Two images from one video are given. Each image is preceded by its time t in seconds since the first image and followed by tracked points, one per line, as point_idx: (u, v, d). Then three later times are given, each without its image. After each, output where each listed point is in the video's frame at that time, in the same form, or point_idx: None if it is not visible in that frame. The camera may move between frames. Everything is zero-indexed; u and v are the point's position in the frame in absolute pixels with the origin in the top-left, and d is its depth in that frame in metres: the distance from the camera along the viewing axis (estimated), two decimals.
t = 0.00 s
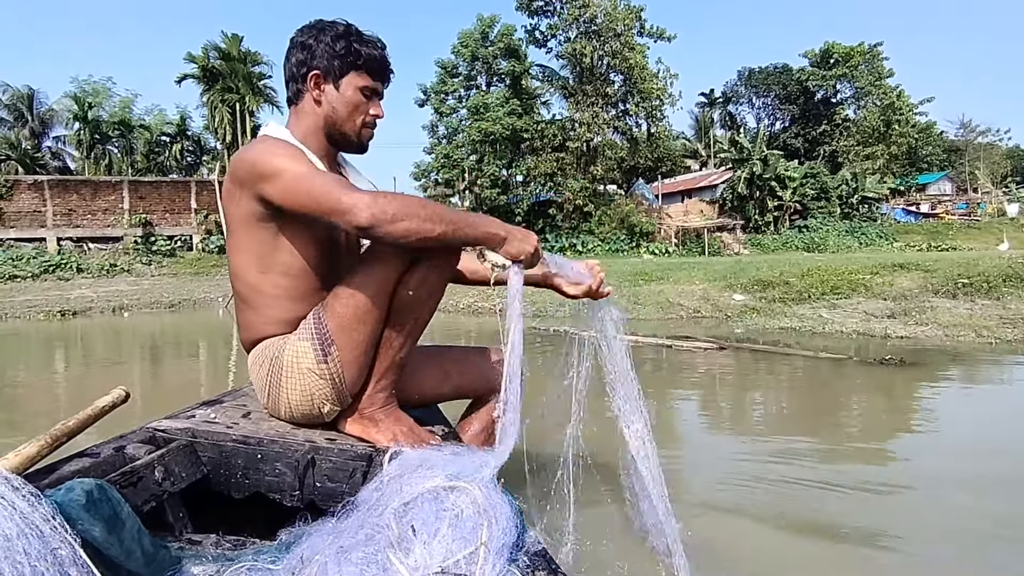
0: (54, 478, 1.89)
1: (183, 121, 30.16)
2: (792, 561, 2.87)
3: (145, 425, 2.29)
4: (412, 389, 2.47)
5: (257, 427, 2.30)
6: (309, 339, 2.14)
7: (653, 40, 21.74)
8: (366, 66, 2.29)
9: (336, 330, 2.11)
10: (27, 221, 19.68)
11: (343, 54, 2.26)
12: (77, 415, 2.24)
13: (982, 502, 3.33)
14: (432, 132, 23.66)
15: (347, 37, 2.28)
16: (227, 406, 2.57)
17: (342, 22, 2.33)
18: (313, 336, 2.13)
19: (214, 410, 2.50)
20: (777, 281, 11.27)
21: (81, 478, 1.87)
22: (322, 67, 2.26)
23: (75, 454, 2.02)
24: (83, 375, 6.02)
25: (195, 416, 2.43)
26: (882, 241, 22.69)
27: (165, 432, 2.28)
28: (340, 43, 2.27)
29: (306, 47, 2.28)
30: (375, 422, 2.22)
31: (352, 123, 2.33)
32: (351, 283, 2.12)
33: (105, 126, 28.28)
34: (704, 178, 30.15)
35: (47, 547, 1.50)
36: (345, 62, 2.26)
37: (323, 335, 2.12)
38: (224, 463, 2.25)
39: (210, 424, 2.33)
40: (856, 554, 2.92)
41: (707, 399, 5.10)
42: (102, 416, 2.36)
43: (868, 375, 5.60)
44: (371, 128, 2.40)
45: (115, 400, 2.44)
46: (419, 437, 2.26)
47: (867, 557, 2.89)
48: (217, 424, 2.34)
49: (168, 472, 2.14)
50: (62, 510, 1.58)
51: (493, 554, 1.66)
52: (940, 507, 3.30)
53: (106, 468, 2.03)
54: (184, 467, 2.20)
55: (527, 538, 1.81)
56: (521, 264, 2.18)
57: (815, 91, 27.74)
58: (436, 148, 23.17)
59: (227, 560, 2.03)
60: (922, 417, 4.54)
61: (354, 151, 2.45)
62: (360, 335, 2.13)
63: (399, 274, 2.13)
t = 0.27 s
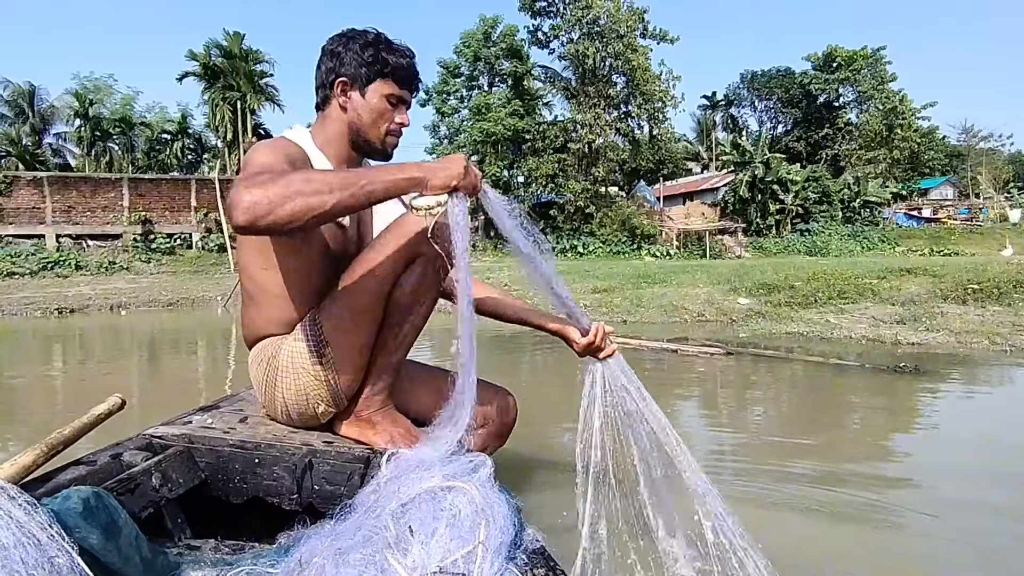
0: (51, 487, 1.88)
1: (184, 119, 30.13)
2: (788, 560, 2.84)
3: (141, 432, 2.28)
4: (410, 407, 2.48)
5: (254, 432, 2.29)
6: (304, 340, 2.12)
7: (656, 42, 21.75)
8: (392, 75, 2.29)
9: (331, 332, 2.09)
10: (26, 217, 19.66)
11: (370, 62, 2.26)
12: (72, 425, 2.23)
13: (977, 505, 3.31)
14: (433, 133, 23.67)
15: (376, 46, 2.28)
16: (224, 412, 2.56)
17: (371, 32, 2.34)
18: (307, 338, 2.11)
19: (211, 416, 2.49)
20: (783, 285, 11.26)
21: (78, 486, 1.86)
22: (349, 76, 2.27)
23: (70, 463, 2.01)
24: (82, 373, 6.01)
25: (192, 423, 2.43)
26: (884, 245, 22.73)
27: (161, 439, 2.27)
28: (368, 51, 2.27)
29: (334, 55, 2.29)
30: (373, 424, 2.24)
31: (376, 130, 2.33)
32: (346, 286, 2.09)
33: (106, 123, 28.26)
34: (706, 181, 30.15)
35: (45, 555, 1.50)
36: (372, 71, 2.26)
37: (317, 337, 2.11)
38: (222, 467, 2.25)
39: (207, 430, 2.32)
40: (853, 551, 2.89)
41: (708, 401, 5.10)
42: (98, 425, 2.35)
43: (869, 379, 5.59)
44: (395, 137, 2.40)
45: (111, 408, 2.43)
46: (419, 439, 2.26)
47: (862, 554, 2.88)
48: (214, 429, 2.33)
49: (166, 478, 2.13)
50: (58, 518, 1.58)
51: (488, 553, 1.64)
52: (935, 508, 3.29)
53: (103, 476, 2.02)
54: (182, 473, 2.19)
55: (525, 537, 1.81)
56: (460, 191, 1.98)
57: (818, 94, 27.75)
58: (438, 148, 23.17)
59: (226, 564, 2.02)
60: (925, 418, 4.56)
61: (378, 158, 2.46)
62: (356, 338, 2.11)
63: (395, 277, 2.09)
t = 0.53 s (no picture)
0: (49, 486, 1.87)
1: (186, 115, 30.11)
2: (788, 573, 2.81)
3: (140, 431, 2.28)
4: (410, 409, 2.47)
5: (252, 432, 2.29)
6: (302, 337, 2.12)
7: (661, 42, 21.76)
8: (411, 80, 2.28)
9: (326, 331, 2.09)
10: (26, 211, 19.66)
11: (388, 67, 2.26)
12: (70, 423, 2.23)
13: (977, 523, 3.29)
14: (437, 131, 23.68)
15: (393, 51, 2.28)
16: (222, 411, 2.56)
17: (394, 36, 2.33)
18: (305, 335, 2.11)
19: (208, 415, 2.48)
20: (790, 288, 11.24)
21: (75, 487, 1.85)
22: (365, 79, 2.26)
23: (67, 463, 2.00)
24: (81, 368, 6.01)
25: (190, 422, 2.42)
26: (887, 248, 22.76)
27: (160, 438, 2.27)
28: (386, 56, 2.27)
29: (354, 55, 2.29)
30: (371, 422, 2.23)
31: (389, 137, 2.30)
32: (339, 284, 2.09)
33: (108, 118, 28.27)
34: (709, 182, 30.13)
35: (42, 555, 1.48)
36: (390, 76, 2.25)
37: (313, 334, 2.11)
38: (220, 467, 2.24)
39: (204, 430, 2.31)
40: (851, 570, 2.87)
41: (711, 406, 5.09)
42: (95, 424, 2.35)
43: (872, 386, 5.59)
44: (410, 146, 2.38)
45: (108, 408, 2.44)
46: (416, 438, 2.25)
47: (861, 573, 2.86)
48: (212, 429, 2.33)
49: (164, 477, 2.12)
50: (56, 518, 1.56)
51: (487, 550, 1.64)
52: (933, 527, 3.26)
53: (100, 476, 2.00)
54: (180, 472, 2.18)
55: (522, 536, 1.81)
56: (332, 65, 1.81)
57: (823, 96, 27.75)
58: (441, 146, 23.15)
59: (224, 564, 2.00)
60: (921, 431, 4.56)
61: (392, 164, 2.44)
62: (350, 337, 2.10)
63: (389, 275, 2.10)
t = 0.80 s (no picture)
0: (55, 481, 1.85)
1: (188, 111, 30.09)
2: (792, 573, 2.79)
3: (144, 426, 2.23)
4: (412, 409, 2.46)
5: (256, 428, 2.29)
6: (305, 338, 2.11)
7: (665, 42, 21.73)
8: (423, 85, 2.25)
9: (329, 331, 2.08)
10: (26, 206, 19.66)
11: (398, 70, 2.23)
12: (75, 420, 2.22)
13: (971, 521, 3.29)
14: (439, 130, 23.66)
15: (406, 54, 2.25)
16: (224, 408, 2.53)
17: (406, 40, 2.30)
18: (308, 336, 2.10)
19: (212, 412, 2.46)
20: (796, 291, 11.21)
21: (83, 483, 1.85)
22: (376, 82, 2.23)
23: (73, 458, 1.98)
24: (81, 364, 6.01)
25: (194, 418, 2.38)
26: (890, 252, 22.74)
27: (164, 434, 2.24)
28: (398, 59, 2.24)
29: (365, 58, 2.27)
30: (373, 422, 2.21)
31: (398, 141, 2.28)
32: (342, 285, 2.08)
33: (110, 114, 28.26)
34: (711, 183, 30.10)
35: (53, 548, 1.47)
36: (400, 79, 2.22)
37: (316, 335, 2.09)
38: (224, 464, 2.20)
39: (208, 426, 2.27)
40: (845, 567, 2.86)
41: (715, 409, 5.08)
42: (98, 420, 2.33)
43: (874, 389, 5.58)
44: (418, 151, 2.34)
45: (112, 404, 2.46)
46: (419, 439, 2.23)
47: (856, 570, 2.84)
48: (216, 426, 2.30)
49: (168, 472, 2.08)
50: (66, 514, 1.57)
51: (492, 551, 1.62)
52: (935, 527, 3.25)
53: (106, 471, 1.99)
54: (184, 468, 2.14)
55: (524, 536, 1.80)
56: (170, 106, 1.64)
57: (827, 99, 27.72)
58: (443, 145, 23.12)
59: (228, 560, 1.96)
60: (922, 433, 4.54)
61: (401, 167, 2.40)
62: (351, 338, 2.09)
63: (391, 278, 2.08)
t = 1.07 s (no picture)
0: (55, 475, 1.85)
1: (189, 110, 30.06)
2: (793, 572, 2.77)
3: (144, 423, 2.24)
4: (411, 408, 2.45)
5: (256, 426, 2.27)
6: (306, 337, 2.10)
7: (668, 43, 21.72)
8: (431, 86, 2.20)
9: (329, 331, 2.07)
10: (26, 204, 19.64)
11: (407, 71, 2.19)
12: (76, 413, 2.22)
13: (974, 518, 3.33)
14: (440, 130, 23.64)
15: (415, 55, 2.20)
16: (224, 405, 2.53)
17: (416, 40, 2.26)
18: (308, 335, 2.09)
19: (211, 409, 2.46)
20: (801, 294, 11.19)
21: (83, 477, 1.83)
22: (385, 83, 2.20)
23: (73, 453, 1.97)
24: (79, 363, 5.99)
25: (193, 414, 2.39)
26: (893, 254, 22.73)
27: (164, 430, 2.23)
28: (407, 60, 2.20)
29: (373, 57, 2.23)
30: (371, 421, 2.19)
31: (405, 142, 2.26)
32: (345, 285, 2.07)
33: (111, 112, 28.24)
34: (713, 185, 30.07)
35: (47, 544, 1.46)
36: (409, 80, 2.18)
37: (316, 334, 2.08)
38: (222, 460, 2.22)
39: (208, 423, 2.28)
40: (854, 562, 2.88)
41: (721, 412, 5.06)
42: (100, 414, 2.33)
43: (875, 395, 5.57)
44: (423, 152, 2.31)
45: (112, 399, 2.44)
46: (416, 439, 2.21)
47: (867, 565, 2.86)
48: (216, 422, 2.30)
49: (167, 470, 2.09)
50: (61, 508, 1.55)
51: (487, 550, 1.61)
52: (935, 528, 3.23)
53: (106, 466, 1.98)
54: (183, 465, 2.15)
55: (521, 537, 1.78)
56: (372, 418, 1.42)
57: (829, 100, 27.71)
58: (444, 145, 23.10)
59: (225, 558, 1.98)
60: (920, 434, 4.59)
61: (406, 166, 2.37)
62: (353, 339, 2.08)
63: (394, 279, 2.07)
